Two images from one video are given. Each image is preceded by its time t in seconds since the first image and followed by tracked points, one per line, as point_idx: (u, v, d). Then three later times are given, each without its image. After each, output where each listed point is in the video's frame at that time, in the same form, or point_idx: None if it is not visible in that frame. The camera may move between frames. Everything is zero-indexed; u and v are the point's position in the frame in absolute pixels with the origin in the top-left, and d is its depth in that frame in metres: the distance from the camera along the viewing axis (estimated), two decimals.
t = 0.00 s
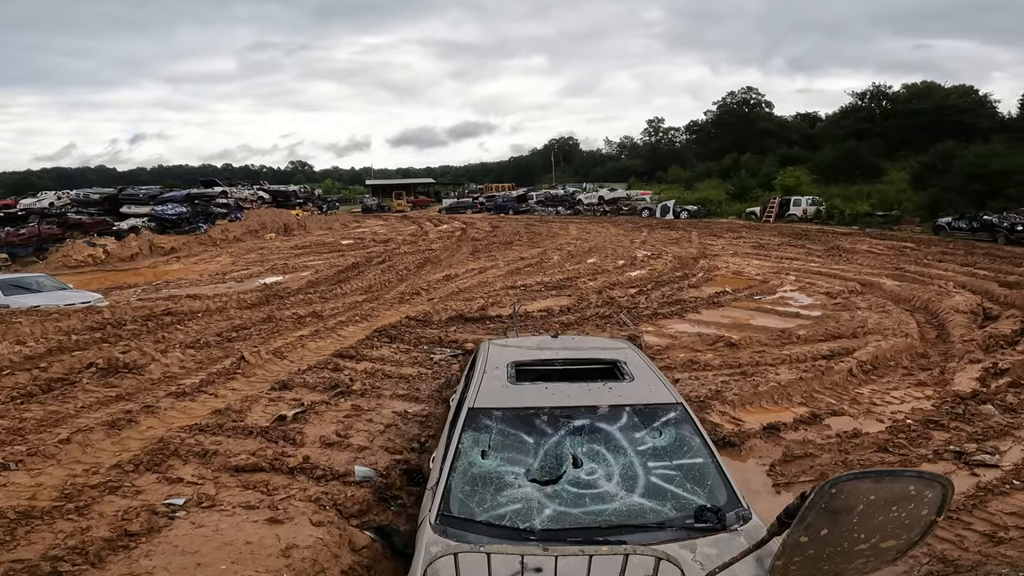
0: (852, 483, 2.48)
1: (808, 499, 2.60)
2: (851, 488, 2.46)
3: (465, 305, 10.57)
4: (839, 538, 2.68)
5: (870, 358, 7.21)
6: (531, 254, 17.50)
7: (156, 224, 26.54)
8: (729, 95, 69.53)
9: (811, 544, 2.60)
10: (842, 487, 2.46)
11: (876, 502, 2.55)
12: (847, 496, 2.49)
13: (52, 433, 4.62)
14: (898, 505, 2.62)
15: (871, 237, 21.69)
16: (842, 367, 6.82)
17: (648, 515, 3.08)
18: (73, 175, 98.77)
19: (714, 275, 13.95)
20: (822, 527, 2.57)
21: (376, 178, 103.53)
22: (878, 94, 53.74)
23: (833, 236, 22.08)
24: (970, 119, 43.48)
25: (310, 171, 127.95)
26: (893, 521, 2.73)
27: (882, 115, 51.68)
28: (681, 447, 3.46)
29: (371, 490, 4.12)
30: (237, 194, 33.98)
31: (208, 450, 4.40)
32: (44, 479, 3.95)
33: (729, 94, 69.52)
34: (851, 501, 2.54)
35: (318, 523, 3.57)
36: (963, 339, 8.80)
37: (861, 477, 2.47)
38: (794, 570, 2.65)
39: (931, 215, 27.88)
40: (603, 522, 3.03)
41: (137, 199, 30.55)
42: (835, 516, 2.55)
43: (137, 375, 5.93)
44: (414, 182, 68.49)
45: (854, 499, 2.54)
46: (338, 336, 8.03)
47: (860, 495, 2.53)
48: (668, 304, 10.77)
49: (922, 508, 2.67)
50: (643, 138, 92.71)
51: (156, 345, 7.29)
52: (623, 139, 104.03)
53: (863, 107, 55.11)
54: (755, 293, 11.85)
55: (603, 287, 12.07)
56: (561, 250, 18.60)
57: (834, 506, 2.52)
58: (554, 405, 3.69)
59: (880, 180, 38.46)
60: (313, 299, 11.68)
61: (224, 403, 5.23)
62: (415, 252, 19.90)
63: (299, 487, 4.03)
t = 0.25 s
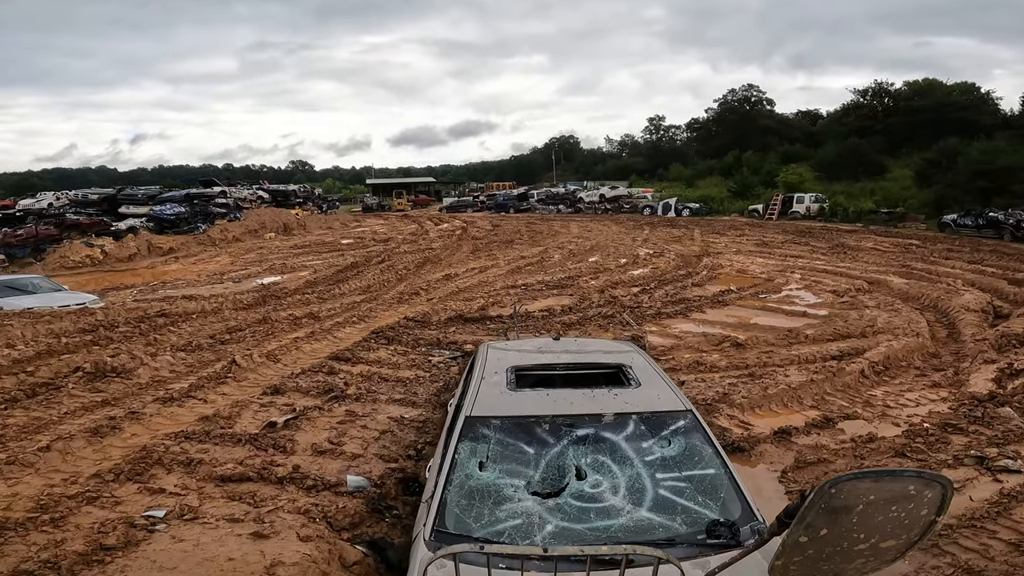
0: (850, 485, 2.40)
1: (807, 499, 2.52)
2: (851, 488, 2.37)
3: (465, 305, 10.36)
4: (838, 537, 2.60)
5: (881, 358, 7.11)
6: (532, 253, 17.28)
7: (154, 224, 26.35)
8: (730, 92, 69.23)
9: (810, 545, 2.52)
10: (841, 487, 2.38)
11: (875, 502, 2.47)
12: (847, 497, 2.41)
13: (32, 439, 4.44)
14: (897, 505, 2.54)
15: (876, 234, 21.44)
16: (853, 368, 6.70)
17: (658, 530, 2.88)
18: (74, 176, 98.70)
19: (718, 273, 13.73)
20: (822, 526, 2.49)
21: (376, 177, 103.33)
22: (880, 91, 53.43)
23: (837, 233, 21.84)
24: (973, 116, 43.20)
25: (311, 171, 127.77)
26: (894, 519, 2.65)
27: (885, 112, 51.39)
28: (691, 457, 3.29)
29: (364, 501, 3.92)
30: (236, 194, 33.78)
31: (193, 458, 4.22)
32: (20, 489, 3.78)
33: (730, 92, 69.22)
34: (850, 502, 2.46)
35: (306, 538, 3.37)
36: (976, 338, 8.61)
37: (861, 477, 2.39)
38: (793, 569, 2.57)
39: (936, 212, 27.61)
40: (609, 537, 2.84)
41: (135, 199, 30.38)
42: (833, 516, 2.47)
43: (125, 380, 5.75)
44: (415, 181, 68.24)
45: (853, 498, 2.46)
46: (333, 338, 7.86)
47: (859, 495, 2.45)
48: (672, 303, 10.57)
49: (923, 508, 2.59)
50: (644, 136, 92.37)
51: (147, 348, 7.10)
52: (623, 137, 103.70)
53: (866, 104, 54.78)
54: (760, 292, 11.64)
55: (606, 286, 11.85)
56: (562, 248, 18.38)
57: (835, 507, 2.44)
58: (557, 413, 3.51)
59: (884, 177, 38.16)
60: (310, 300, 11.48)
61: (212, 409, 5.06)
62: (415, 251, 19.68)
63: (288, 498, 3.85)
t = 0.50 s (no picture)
0: (850, 484, 2.40)
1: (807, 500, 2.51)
2: (852, 488, 2.36)
3: (463, 305, 10.12)
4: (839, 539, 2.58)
5: (895, 361, 6.96)
6: (532, 252, 17.04)
7: (151, 223, 26.10)
8: (730, 90, 68.89)
9: (811, 546, 2.50)
10: (841, 487, 2.37)
11: (875, 502, 2.46)
12: (847, 498, 2.40)
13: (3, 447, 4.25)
14: (897, 505, 2.53)
15: (880, 232, 21.20)
16: (867, 371, 6.56)
17: (669, 552, 2.65)
18: (73, 176, 98.47)
19: (721, 272, 13.49)
20: (823, 527, 2.47)
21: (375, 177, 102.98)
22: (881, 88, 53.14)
23: (840, 231, 21.61)
24: (976, 113, 42.93)
25: (311, 170, 127.47)
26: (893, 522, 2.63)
27: (887, 110, 51.11)
28: (703, 471, 3.07)
29: (354, 516, 3.68)
30: (234, 193, 33.53)
31: (171, 470, 4.02)
32: None
33: (730, 90, 68.88)
34: (851, 503, 2.45)
35: (288, 558, 3.14)
36: (989, 338, 8.39)
37: (861, 477, 2.38)
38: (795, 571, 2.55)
39: (940, 210, 27.35)
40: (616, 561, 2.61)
41: (132, 199, 30.12)
42: (835, 517, 2.45)
43: (106, 385, 5.55)
44: (414, 180, 68.02)
45: (853, 499, 2.45)
46: (327, 340, 7.64)
47: (859, 495, 2.44)
48: (675, 302, 10.33)
49: (922, 508, 2.58)
50: (645, 134, 92.01)
51: (134, 351, 6.90)
52: (623, 135, 103.40)
53: (867, 101, 54.47)
54: (764, 291, 11.41)
55: (607, 285, 11.61)
56: (562, 247, 18.14)
57: (836, 509, 2.42)
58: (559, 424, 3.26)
59: (887, 174, 37.86)
60: (305, 300, 11.25)
61: (195, 416, 4.88)
62: (414, 250, 19.42)
63: (273, 512, 3.65)
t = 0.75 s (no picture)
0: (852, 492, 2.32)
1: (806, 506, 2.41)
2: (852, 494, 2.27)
3: (461, 306, 9.86)
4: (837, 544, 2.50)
5: (913, 365, 6.84)
6: (532, 251, 16.78)
7: (147, 223, 25.78)
8: (731, 90, 68.53)
9: (810, 554, 2.39)
10: (841, 492, 2.27)
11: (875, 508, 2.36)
12: (847, 504, 2.30)
13: None
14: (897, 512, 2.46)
15: (885, 232, 20.90)
16: (884, 376, 6.43)
17: None
18: (74, 176, 98.41)
19: (725, 271, 13.20)
20: (822, 534, 2.37)
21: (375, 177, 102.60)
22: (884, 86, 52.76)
23: (845, 231, 21.34)
24: (980, 112, 42.63)
25: (312, 170, 127.19)
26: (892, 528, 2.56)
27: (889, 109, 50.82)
28: (721, 494, 2.82)
29: (336, 535, 3.45)
30: (232, 193, 33.26)
31: (138, 484, 3.98)
32: None
33: (731, 90, 68.52)
34: (850, 510, 2.35)
35: None
36: (1005, 339, 8.16)
37: (862, 482, 2.29)
38: None
39: (945, 209, 27.01)
40: None
41: (129, 198, 29.89)
42: (834, 524, 2.36)
43: (81, 391, 5.47)
44: (413, 180, 67.73)
45: (853, 505, 2.35)
46: (318, 342, 7.47)
47: (859, 500, 2.35)
48: (679, 304, 10.00)
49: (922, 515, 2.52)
50: (646, 134, 91.61)
51: (115, 355, 6.80)
52: (624, 136, 103.08)
53: (869, 100, 54.10)
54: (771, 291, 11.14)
55: (609, 285, 11.34)
56: (563, 247, 17.86)
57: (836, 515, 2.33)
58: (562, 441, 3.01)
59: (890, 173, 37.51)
60: (300, 301, 11.01)
61: (170, 425, 4.86)
62: (413, 250, 19.14)
63: (246, 528, 3.55)
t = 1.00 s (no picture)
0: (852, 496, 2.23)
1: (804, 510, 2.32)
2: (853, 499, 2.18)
3: (459, 309, 9.54)
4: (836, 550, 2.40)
5: (932, 371, 6.69)
6: (533, 252, 16.51)
7: (143, 224, 25.40)
8: (732, 89, 68.14)
9: (807, 557, 2.28)
10: (841, 497, 2.19)
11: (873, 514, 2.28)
12: (847, 511, 2.22)
13: None
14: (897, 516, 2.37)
15: (891, 232, 20.60)
16: (905, 384, 6.31)
17: None
18: (75, 176, 98.17)
19: (730, 273, 12.86)
20: (819, 539, 2.27)
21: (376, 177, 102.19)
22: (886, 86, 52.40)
23: (850, 231, 21.07)
24: (984, 112, 42.31)
25: (313, 170, 126.98)
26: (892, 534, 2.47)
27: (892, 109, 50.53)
28: (743, 525, 2.59)
29: (318, 562, 3.43)
30: (229, 193, 32.98)
31: (99, 502, 3.97)
32: None
33: (732, 89, 68.14)
34: (850, 514, 2.26)
35: None
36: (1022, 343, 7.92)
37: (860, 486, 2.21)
38: None
39: (950, 210, 26.65)
40: None
41: (125, 198, 29.60)
42: (831, 529, 2.26)
43: (51, 400, 5.45)
44: (414, 180, 67.40)
45: (852, 510, 2.26)
46: (308, 347, 7.33)
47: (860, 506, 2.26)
48: (684, 306, 9.65)
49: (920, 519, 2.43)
50: (646, 134, 91.27)
51: (92, 361, 6.65)
52: (624, 136, 102.73)
53: (872, 100, 53.75)
54: (778, 293, 10.85)
55: (611, 287, 11.02)
56: (564, 247, 17.58)
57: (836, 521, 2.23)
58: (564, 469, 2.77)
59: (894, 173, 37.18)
60: (293, 304, 10.71)
61: (140, 438, 4.87)
62: (411, 250, 18.87)
63: (214, 552, 3.51)
